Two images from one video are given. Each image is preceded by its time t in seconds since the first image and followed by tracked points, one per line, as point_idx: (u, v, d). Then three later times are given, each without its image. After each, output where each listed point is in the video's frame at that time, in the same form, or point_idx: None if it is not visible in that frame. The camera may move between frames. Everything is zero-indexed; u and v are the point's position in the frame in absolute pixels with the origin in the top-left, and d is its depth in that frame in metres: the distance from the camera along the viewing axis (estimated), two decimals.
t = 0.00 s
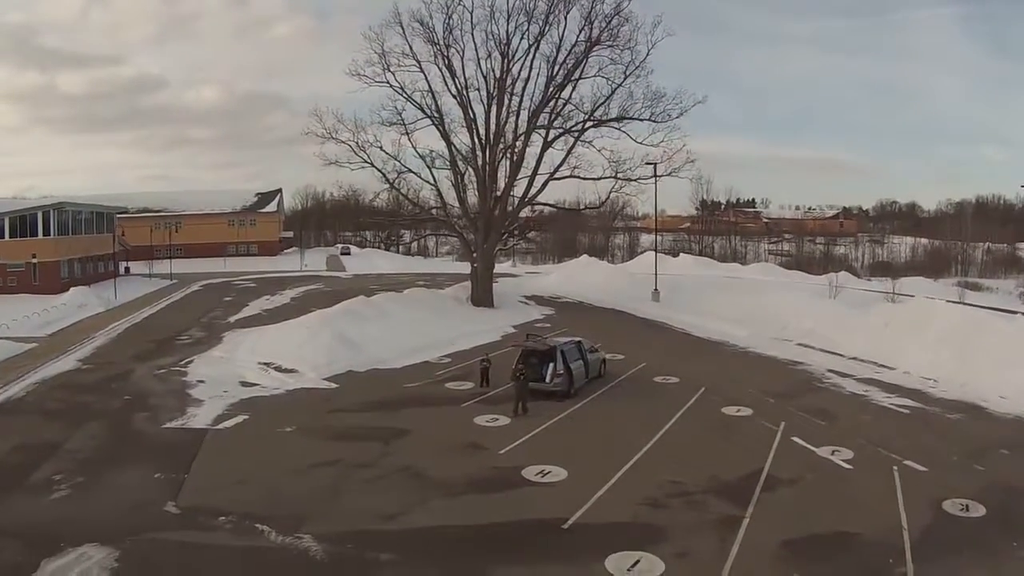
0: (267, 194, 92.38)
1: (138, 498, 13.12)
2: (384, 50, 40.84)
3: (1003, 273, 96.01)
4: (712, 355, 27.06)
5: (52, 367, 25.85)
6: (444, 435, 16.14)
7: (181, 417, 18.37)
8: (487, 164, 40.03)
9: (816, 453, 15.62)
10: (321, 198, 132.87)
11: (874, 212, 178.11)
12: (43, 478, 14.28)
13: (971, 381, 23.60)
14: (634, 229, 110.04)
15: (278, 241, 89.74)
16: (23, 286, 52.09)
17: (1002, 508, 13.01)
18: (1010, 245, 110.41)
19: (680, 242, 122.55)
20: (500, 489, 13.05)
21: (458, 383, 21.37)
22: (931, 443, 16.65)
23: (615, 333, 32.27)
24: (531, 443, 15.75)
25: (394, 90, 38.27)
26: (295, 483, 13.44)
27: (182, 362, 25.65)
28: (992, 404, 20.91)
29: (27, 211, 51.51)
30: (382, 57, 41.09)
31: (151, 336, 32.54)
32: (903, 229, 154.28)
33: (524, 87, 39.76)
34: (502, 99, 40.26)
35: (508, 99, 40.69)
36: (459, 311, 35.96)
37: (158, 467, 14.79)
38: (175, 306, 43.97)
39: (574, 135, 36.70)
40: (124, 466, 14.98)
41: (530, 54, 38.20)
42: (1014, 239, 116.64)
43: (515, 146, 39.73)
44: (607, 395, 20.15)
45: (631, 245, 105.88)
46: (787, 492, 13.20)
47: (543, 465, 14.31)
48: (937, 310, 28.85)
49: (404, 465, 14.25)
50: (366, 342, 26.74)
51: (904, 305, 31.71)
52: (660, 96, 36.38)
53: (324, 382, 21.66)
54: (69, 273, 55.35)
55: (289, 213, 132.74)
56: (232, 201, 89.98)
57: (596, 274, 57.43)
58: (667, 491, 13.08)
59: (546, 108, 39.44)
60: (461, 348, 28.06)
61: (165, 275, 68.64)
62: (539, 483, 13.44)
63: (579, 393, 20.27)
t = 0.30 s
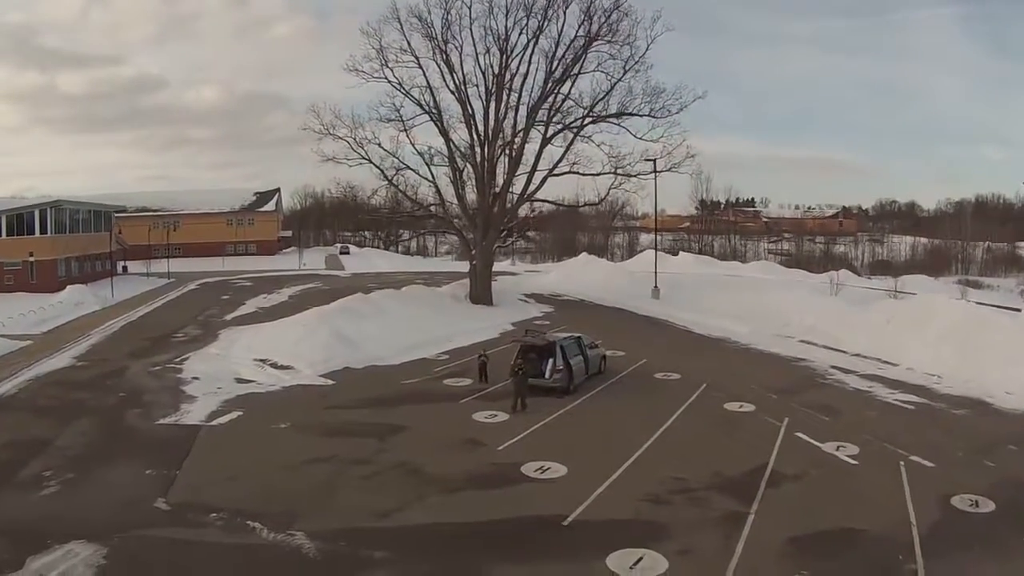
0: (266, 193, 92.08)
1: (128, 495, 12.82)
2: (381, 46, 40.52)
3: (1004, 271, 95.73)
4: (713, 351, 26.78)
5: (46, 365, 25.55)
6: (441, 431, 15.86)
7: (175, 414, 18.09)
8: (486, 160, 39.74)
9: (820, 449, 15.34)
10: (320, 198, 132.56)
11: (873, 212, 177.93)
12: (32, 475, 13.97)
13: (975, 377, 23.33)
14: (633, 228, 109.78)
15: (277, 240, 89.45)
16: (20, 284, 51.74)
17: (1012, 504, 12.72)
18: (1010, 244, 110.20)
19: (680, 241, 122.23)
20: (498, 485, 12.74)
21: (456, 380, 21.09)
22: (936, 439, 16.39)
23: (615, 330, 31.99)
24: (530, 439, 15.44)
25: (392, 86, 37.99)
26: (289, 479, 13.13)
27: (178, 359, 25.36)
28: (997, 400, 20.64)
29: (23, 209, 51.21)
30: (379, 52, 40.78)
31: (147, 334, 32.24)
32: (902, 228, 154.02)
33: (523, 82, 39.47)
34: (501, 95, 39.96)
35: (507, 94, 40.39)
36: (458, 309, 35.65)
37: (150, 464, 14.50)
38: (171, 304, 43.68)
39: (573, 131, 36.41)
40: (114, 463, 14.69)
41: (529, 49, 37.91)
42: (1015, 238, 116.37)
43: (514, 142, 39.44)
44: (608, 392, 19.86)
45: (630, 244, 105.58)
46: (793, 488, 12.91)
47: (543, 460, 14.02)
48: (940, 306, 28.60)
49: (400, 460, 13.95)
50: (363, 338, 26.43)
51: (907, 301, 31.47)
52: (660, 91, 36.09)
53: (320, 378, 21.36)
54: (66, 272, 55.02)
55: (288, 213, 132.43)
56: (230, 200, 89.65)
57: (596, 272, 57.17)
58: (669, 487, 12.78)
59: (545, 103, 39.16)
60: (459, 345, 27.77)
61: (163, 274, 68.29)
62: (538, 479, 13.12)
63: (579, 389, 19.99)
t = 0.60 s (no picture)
0: (264, 190, 91.68)
1: (116, 491, 12.50)
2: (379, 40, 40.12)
3: (1004, 267, 95.35)
4: (714, 345, 26.49)
5: (39, 360, 25.23)
6: (439, 425, 15.54)
7: (168, 410, 17.80)
8: (485, 155, 39.37)
9: (826, 442, 15.05)
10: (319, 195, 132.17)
11: (872, 209, 177.57)
12: (19, 470, 13.65)
13: (980, 369, 23.04)
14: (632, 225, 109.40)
15: (275, 237, 89.12)
16: (16, 281, 51.42)
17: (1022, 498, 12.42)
18: (1010, 240, 109.91)
19: (679, 238, 121.81)
20: (496, 477, 12.41)
21: (454, 373, 20.79)
22: (941, 432, 16.11)
23: (615, 325, 31.72)
24: (529, 433, 15.11)
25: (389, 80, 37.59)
26: (282, 475, 12.81)
27: (172, 354, 25.06)
28: (1003, 393, 20.35)
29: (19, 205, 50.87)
30: (377, 46, 40.39)
31: (142, 329, 31.94)
32: (902, 225, 153.64)
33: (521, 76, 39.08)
34: (499, 89, 39.56)
35: (505, 89, 39.99)
36: (456, 304, 35.32)
37: (141, 460, 14.20)
38: (168, 300, 43.37)
39: (573, 125, 36.04)
40: (104, 458, 14.38)
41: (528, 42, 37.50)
42: (1015, 234, 115.95)
43: (513, 137, 39.07)
44: (608, 386, 19.56)
45: (629, 241, 105.19)
46: (798, 482, 12.61)
47: (542, 453, 13.72)
48: (943, 300, 28.32)
49: (396, 454, 13.62)
50: (359, 333, 26.07)
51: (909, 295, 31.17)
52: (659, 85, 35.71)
53: (316, 372, 21.05)
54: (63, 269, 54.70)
55: (286, 211, 132.07)
56: (228, 197, 89.26)
57: (596, 268, 56.88)
58: (672, 480, 12.45)
59: (544, 97, 38.76)
60: (457, 339, 27.45)
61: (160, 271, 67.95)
62: (538, 472, 12.73)
63: (579, 384, 19.67)
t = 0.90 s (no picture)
0: (264, 189, 91.33)
1: (104, 490, 12.14)
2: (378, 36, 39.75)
3: (1007, 266, 94.73)
4: (718, 343, 26.09)
5: (33, 357, 24.91)
6: (437, 422, 15.15)
7: (161, 408, 17.45)
8: (485, 151, 38.98)
9: (835, 439, 14.65)
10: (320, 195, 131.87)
11: (874, 208, 177.00)
12: (7, 467, 13.29)
13: (989, 366, 22.64)
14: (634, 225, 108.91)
15: (275, 236, 88.79)
16: (15, 280, 51.18)
17: None
18: (1013, 239, 109.55)
19: (680, 238, 121.33)
20: (496, 475, 12.00)
21: (454, 371, 20.42)
22: (952, 429, 15.71)
23: (618, 322, 31.34)
24: (530, 430, 14.70)
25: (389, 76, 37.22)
26: (275, 473, 12.43)
27: (168, 352, 24.73)
28: (1014, 390, 19.94)
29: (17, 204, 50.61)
30: (376, 42, 40.02)
31: (139, 327, 31.62)
32: (904, 224, 153.00)
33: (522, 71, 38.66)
34: (500, 85, 39.15)
35: (506, 84, 39.57)
36: (457, 302, 34.94)
37: (131, 458, 13.86)
38: (166, 299, 43.07)
39: (573, 120, 35.63)
40: (94, 455, 14.03)
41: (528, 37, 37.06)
42: (1018, 233, 115.29)
43: (513, 133, 38.67)
44: (611, 383, 19.16)
45: (631, 240, 104.67)
46: (808, 480, 12.22)
47: (544, 451, 13.33)
48: (950, 297, 27.92)
49: (393, 452, 13.23)
50: (358, 330, 25.68)
51: (916, 292, 30.75)
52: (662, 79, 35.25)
53: (313, 370, 20.67)
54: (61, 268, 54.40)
55: (286, 211, 131.79)
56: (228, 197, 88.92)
57: (597, 266, 56.48)
58: (677, 478, 12.04)
59: (544, 93, 38.36)
60: (457, 337, 27.07)
61: (160, 270, 67.66)
62: (540, 470, 12.31)
63: (581, 381, 19.27)
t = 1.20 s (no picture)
0: (266, 187, 90.94)
1: (89, 489, 11.74)
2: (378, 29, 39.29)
3: (1012, 264, 94.05)
4: (723, 339, 25.64)
5: (27, 354, 24.55)
6: (436, 419, 14.71)
7: (154, 405, 17.07)
8: (486, 147, 38.52)
9: (845, 437, 14.21)
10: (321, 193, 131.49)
11: (877, 207, 176.24)
12: None
13: (999, 362, 22.19)
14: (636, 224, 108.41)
15: (276, 235, 88.44)
16: (13, 277, 50.90)
17: None
18: (1018, 237, 108.91)
19: (683, 237, 120.79)
20: (496, 474, 11.56)
21: (453, 367, 20.00)
22: (966, 426, 15.27)
23: (620, 319, 30.93)
24: (532, 427, 14.27)
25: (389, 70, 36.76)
26: (266, 471, 12.01)
27: (164, 348, 24.36)
28: None
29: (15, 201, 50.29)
30: (376, 36, 39.54)
31: (136, 324, 31.26)
32: (907, 223, 152.27)
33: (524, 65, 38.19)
34: (501, 79, 38.68)
35: (508, 79, 39.09)
36: (458, 299, 34.52)
37: (119, 457, 13.46)
38: (165, 296, 42.72)
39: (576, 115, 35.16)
40: (82, 453, 13.63)
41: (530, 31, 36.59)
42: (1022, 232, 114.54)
43: (515, 128, 38.19)
44: (613, 380, 18.73)
45: (633, 239, 104.12)
46: (819, 479, 11.77)
47: (546, 449, 12.90)
48: (958, 293, 27.44)
49: (389, 450, 12.81)
50: (356, 326, 25.26)
51: (923, 288, 30.28)
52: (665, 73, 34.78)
53: (309, 366, 20.27)
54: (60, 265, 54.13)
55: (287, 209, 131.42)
56: (229, 194, 88.56)
57: (599, 264, 56.03)
58: (683, 476, 11.60)
59: (546, 87, 37.88)
60: (457, 334, 26.63)
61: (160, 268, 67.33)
62: (541, 469, 11.86)
63: (583, 378, 18.83)
